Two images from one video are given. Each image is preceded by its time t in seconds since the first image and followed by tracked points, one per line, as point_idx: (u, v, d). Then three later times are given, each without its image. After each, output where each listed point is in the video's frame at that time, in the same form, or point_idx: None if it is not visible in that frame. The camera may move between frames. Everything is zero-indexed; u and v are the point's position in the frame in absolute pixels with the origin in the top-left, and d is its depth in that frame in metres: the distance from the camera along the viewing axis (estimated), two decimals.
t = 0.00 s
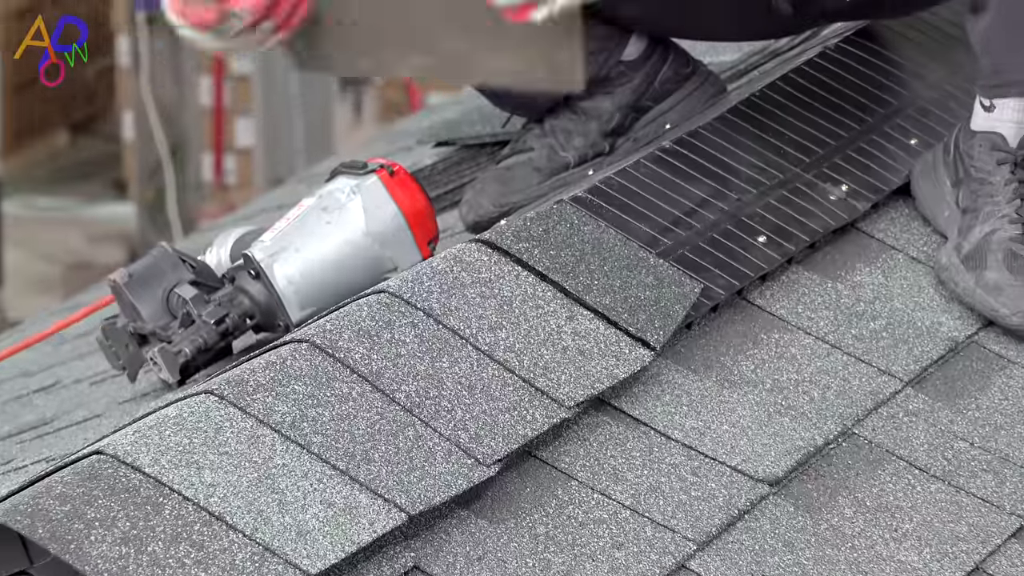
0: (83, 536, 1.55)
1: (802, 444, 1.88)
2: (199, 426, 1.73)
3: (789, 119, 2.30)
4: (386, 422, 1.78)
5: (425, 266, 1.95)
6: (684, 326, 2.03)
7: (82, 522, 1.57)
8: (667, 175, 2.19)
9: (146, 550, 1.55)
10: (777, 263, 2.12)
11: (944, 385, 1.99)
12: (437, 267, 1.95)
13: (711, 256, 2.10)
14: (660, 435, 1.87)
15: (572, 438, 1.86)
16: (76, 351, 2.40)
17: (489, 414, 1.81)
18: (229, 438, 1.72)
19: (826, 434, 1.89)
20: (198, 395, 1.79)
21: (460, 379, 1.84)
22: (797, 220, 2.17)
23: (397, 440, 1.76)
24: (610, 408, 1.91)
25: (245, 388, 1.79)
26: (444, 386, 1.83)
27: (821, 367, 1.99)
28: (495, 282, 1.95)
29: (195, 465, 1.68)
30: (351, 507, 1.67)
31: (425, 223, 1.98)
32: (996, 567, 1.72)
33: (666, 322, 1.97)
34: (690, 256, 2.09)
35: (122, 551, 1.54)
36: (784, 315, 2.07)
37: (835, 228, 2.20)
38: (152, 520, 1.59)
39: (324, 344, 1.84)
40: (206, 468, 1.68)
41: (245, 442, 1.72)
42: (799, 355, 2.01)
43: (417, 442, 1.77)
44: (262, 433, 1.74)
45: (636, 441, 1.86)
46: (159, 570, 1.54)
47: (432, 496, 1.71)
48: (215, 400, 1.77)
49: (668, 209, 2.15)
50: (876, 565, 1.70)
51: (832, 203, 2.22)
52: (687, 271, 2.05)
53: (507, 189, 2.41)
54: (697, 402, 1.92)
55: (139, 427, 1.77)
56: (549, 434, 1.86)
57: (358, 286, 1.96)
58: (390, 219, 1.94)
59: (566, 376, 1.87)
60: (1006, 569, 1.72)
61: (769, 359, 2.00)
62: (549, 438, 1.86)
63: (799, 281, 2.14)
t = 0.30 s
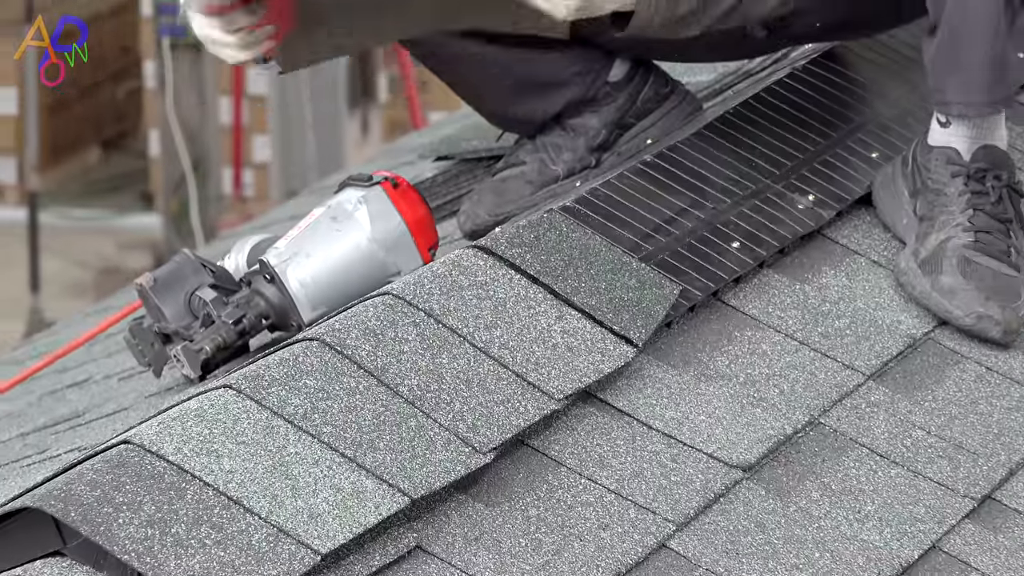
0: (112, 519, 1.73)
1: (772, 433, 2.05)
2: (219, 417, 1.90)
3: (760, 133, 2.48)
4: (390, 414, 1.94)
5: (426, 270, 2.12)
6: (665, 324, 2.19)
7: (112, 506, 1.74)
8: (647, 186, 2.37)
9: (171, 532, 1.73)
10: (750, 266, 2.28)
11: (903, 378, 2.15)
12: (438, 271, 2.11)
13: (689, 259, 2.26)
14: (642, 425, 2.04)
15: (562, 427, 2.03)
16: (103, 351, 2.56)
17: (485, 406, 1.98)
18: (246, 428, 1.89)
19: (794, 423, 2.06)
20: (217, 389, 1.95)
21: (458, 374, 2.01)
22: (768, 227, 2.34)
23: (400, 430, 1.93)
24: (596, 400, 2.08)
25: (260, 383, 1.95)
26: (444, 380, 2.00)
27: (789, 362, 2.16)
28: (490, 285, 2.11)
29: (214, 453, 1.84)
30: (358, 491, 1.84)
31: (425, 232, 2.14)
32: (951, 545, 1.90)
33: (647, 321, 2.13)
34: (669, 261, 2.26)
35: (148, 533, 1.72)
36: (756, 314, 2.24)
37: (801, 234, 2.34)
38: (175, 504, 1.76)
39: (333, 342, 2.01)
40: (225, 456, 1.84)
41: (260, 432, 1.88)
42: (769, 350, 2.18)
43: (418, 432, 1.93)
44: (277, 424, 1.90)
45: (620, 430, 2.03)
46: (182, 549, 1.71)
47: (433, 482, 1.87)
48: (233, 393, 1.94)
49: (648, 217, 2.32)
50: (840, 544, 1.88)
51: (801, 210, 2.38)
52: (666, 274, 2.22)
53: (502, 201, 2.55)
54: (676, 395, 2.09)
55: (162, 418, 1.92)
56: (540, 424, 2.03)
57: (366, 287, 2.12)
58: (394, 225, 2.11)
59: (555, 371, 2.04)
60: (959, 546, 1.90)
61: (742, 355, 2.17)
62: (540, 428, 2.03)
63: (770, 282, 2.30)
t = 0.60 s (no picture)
0: (133, 508, 1.89)
1: (741, 427, 2.23)
2: (231, 414, 2.06)
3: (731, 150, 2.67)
4: (389, 412, 2.12)
5: (423, 279, 2.29)
6: (642, 328, 2.37)
7: (133, 497, 1.91)
8: (626, 201, 2.56)
9: (187, 520, 1.89)
10: (721, 275, 2.46)
11: (861, 377, 2.33)
12: (433, 279, 2.28)
13: (664, 268, 2.44)
14: (622, 420, 2.22)
15: (548, 422, 2.20)
16: (120, 355, 2.74)
17: (477, 404, 2.15)
18: (256, 424, 2.06)
19: (761, 418, 2.24)
20: (229, 388, 2.12)
21: (452, 374, 2.19)
22: (738, 237, 2.52)
23: (399, 426, 2.10)
24: (579, 397, 2.26)
25: (269, 382, 2.12)
26: (439, 380, 2.17)
27: (757, 363, 2.34)
28: (481, 292, 2.28)
29: (227, 448, 2.01)
30: (360, 483, 2.01)
31: (421, 244, 2.32)
32: (905, 530, 2.09)
33: (626, 325, 2.31)
34: (646, 270, 2.44)
35: (166, 522, 1.88)
36: (726, 317, 2.42)
37: (767, 246, 2.52)
38: (191, 495, 1.93)
39: (337, 345, 2.18)
40: (237, 451, 2.01)
41: (269, 428, 2.05)
42: (739, 352, 2.36)
43: (415, 428, 2.10)
44: (285, 421, 2.07)
45: (601, 425, 2.21)
46: (197, 536, 1.87)
47: (429, 474, 2.04)
48: (244, 392, 2.11)
49: (626, 228, 2.50)
50: (803, 530, 2.06)
51: (769, 221, 2.56)
52: (643, 282, 2.40)
53: (492, 216, 2.77)
54: (653, 392, 2.27)
55: (179, 415, 2.09)
56: (528, 421, 2.20)
57: (366, 294, 2.30)
58: (393, 237, 2.29)
59: (541, 371, 2.21)
60: (913, 532, 2.09)
61: (713, 356, 2.35)
62: (528, 424, 2.20)
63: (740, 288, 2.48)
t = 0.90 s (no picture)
0: (146, 505, 2.06)
1: (707, 429, 2.42)
2: (237, 418, 2.24)
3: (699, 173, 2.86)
4: (383, 416, 2.30)
5: (413, 292, 2.50)
6: (616, 338, 2.56)
7: (146, 495, 2.08)
8: (600, 219, 2.76)
9: (196, 516, 2.07)
10: (688, 289, 2.66)
11: (818, 382, 2.53)
12: (423, 293, 2.48)
13: (636, 282, 2.64)
14: (597, 422, 2.41)
15: (529, 424, 2.39)
16: (134, 365, 2.92)
17: (463, 408, 2.34)
18: (260, 427, 2.24)
19: (725, 420, 2.44)
20: (235, 394, 2.30)
21: (440, 380, 2.37)
22: (705, 254, 2.72)
23: (392, 428, 2.29)
24: (558, 402, 2.45)
25: (273, 389, 2.30)
26: (429, 386, 2.36)
27: (722, 369, 2.53)
28: (468, 305, 2.48)
29: (233, 450, 2.19)
30: (355, 481, 2.19)
31: (412, 260, 2.51)
32: (860, 524, 2.27)
33: (601, 334, 2.51)
34: (620, 284, 2.64)
35: (177, 517, 2.05)
36: (693, 327, 2.61)
37: (732, 261, 2.72)
38: (201, 492, 2.10)
39: (335, 354, 2.36)
40: (242, 452, 2.19)
41: (272, 431, 2.24)
42: (705, 359, 2.55)
43: (406, 431, 2.29)
44: (287, 424, 2.25)
45: (578, 426, 2.40)
46: (206, 531, 2.05)
47: (419, 472, 2.23)
48: (249, 398, 2.29)
49: (601, 245, 2.70)
50: (765, 523, 2.26)
51: (734, 239, 2.76)
52: (616, 296, 2.59)
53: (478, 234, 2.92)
54: (625, 397, 2.46)
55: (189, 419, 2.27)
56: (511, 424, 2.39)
57: (362, 307, 2.49)
58: (386, 254, 2.49)
59: (523, 378, 2.40)
60: (867, 525, 2.28)
61: (681, 363, 2.54)
62: (510, 426, 2.39)
63: (707, 300, 2.67)
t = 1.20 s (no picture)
0: (153, 505, 2.25)
1: (672, 433, 2.62)
2: (237, 424, 2.44)
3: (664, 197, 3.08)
4: (373, 423, 2.50)
5: (400, 308, 2.69)
6: (588, 350, 2.77)
7: (153, 495, 2.26)
8: (572, 240, 2.96)
9: (199, 515, 2.25)
10: (655, 304, 2.86)
11: (775, 390, 2.74)
12: (409, 308, 2.68)
13: (606, 298, 2.85)
14: (570, 428, 2.61)
15: (507, 429, 2.59)
16: (143, 376, 3.13)
17: (447, 415, 2.54)
18: (259, 433, 2.43)
19: (688, 425, 2.64)
20: (235, 403, 2.49)
21: (425, 390, 2.57)
22: (670, 271, 2.93)
23: (380, 434, 2.48)
24: (534, 409, 2.65)
25: (270, 398, 2.49)
26: (415, 396, 2.55)
27: (685, 378, 2.73)
28: (450, 319, 2.68)
29: (234, 454, 2.38)
30: (347, 483, 2.39)
31: (399, 278, 2.71)
32: (813, 521, 2.48)
33: (573, 346, 2.71)
34: (592, 300, 2.84)
35: (182, 516, 2.23)
36: (659, 340, 2.82)
37: (695, 279, 2.93)
38: (203, 494, 2.29)
39: (327, 366, 2.56)
40: (242, 456, 2.38)
41: (270, 437, 2.43)
42: (670, 369, 2.75)
43: (394, 436, 2.48)
44: (283, 431, 2.44)
45: (553, 431, 2.60)
46: (208, 529, 2.24)
47: (405, 474, 2.42)
48: (248, 407, 2.48)
49: (573, 264, 2.91)
50: (725, 521, 2.46)
51: (697, 257, 2.97)
52: (588, 311, 2.80)
53: (461, 254, 3.14)
54: (596, 404, 2.67)
55: (193, 426, 2.46)
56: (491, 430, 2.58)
57: (352, 322, 2.69)
58: (374, 273, 2.68)
59: (502, 387, 2.61)
60: (819, 522, 2.48)
61: (648, 373, 2.74)
62: (490, 432, 2.59)
63: (672, 315, 2.88)
